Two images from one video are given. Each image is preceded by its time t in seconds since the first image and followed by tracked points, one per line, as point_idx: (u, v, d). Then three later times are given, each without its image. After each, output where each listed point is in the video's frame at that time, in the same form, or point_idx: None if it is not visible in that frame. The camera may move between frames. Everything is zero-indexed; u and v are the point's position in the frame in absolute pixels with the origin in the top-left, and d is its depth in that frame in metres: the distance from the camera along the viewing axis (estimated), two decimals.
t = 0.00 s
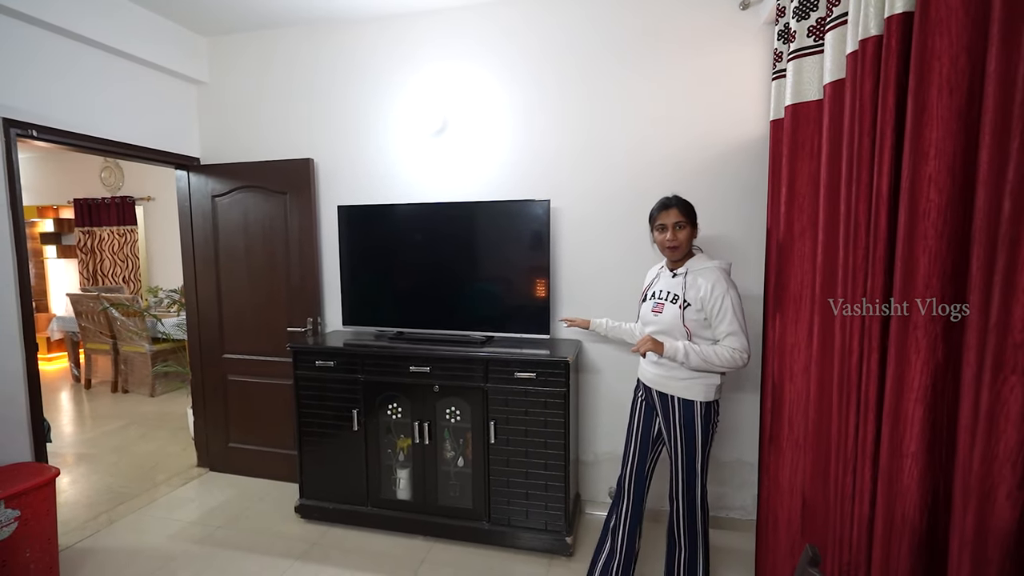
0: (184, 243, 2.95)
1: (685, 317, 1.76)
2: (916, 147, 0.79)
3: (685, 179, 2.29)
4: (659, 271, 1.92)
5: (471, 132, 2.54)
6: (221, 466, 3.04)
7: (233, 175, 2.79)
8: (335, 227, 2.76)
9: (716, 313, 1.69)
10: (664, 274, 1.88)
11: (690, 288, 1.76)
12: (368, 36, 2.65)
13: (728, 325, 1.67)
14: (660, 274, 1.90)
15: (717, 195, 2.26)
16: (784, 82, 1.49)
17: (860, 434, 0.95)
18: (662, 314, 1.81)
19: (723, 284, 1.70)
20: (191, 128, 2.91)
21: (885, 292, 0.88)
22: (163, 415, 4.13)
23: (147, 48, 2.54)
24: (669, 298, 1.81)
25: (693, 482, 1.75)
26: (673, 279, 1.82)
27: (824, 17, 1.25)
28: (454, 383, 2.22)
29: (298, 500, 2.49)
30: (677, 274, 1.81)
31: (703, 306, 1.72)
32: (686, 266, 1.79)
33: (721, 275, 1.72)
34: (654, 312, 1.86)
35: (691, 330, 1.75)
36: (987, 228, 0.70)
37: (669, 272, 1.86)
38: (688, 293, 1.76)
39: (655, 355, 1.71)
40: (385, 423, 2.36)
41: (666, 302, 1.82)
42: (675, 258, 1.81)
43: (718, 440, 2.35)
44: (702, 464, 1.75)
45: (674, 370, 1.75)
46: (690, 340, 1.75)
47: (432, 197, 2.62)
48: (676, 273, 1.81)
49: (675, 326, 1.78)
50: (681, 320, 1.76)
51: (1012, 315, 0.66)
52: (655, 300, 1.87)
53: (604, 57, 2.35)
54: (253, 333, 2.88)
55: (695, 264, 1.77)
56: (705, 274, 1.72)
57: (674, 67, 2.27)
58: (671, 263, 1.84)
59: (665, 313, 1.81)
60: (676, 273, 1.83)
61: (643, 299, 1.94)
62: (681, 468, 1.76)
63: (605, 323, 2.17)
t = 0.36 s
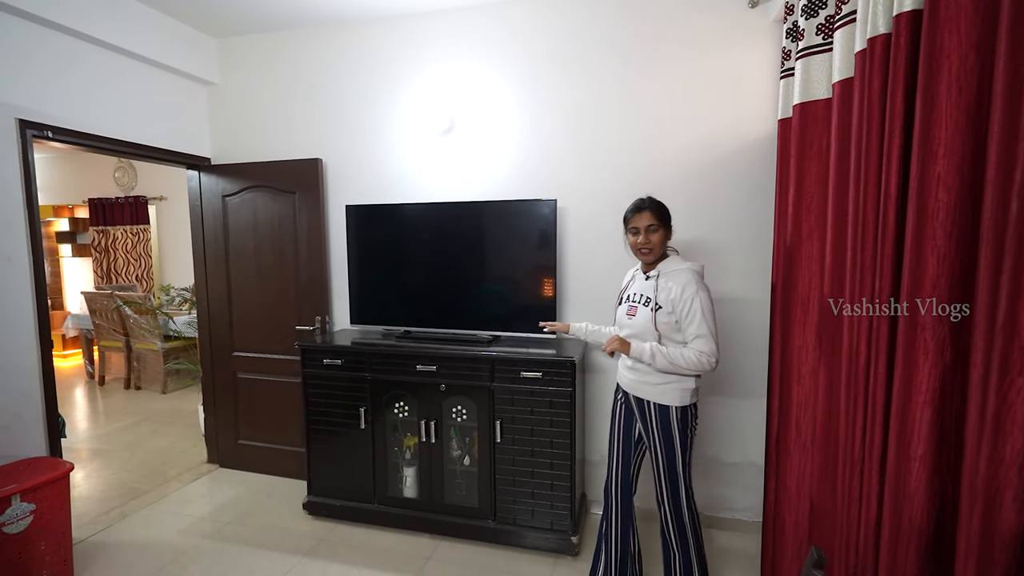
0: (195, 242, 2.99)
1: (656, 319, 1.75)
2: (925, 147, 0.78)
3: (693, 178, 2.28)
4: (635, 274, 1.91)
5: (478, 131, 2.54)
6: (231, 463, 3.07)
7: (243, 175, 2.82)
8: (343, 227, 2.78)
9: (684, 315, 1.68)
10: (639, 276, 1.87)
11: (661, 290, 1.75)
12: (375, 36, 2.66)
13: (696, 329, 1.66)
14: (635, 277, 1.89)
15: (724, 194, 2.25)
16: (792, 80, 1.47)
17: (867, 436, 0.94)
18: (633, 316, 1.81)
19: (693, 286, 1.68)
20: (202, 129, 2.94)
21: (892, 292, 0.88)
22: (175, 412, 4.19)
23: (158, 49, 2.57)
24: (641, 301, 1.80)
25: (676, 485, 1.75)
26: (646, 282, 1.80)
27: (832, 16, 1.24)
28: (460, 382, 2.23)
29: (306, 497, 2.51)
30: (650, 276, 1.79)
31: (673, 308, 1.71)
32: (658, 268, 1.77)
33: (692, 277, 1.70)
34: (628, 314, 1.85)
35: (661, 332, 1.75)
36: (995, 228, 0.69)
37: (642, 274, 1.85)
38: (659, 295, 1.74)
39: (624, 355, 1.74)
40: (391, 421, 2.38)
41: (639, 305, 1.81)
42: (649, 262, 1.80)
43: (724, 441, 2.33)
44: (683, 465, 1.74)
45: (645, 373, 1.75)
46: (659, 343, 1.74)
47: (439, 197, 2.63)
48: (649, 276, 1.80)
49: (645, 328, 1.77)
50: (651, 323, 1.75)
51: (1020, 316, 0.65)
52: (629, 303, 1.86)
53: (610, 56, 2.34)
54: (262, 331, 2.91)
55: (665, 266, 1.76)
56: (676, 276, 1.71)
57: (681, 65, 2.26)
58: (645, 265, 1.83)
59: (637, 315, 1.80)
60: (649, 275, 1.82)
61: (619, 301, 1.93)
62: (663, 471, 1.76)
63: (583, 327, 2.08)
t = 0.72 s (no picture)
0: (203, 242, 3.01)
1: (615, 320, 1.72)
2: (943, 144, 0.76)
3: (701, 177, 2.25)
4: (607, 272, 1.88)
5: (484, 131, 2.53)
6: (239, 461, 3.09)
7: (251, 175, 2.84)
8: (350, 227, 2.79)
9: (642, 319, 1.63)
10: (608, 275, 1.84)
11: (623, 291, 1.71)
12: (382, 36, 2.66)
13: (652, 334, 1.61)
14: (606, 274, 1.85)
15: (733, 194, 2.22)
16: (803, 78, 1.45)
17: (881, 439, 0.92)
18: (596, 314, 1.80)
19: (653, 289, 1.62)
20: (210, 130, 2.96)
21: (907, 293, 0.86)
22: (184, 410, 4.23)
23: (167, 51, 2.59)
24: (606, 301, 1.77)
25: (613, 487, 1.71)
26: (612, 281, 1.77)
27: (845, 11, 1.21)
28: (466, 382, 2.22)
29: (313, 496, 2.52)
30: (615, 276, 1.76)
31: (631, 311, 1.67)
32: (624, 268, 1.71)
33: (653, 280, 1.64)
34: (593, 311, 1.84)
35: (619, 334, 1.72)
36: (1016, 227, 0.67)
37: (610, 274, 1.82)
38: (620, 296, 1.70)
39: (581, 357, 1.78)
40: (397, 422, 2.37)
41: (602, 304, 1.79)
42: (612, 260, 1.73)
43: (733, 443, 2.31)
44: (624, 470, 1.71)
45: (601, 375, 1.73)
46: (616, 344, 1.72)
47: (445, 197, 2.62)
48: (614, 275, 1.77)
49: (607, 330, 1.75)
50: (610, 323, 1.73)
51: None
52: (596, 300, 1.85)
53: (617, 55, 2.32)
54: (269, 331, 2.93)
55: (629, 266, 1.69)
56: (638, 278, 1.66)
57: (689, 63, 2.23)
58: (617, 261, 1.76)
59: (601, 316, 1.78)
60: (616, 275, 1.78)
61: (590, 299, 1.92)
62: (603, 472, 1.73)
63: (558, 318, 2.10)
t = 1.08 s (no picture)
0: (214, 241, 3.02)
1: (585, 323, 1.63)
2: (986, 136, 0.74)
3: (717, 175, 2.20)
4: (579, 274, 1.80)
5: (493, 128, 2.50)
6: (249, 460, 3.10)
7: (261, 174, 2.84)
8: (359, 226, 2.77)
9: (616, 323, 1.53)
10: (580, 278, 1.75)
11: (593, 293, 1.62)
12: (392, 34, 2.64)
13: (629, 339, 1.51)
14: (579, 272, 1.77)
15: (748, 191, 2.16)
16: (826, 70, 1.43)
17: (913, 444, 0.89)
18: (567, 317, 1.72)
19: (622, 289, 1.54)
20: (221, 129, 2.97)
21: (942, 292, 0.82)
22: (197, 408, 4.26)
23: (178, 50, 2.60)
24: (578, 305, 1.68)
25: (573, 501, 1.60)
26: (583, 282, 1.68)
27: None
28: (475, 383, 2.19)
29: (322, 496, 2.51)
30: (585, 276, 1.67)
31: (602, 313, 1.58)
32: (593, 270, 1.63)
33: (624, 279, 1.56)
34: (565, 314, 1.76)
35: (591, 338, 1.62)
36: None
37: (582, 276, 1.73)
38: (592, 299, 1.61)
39: (559, 378, 1.59)
40: (405, 422, 2.35)
41: (574, 306, 1.71)
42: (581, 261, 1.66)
43: (749, 448, 2.25)
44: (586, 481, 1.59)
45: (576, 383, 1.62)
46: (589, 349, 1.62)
47: (454, 196, 2.60)
48: (584, 276, 1.68)
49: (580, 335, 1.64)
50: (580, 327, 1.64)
51: None
52: (568, 302, 1.76)
53: (629, 51, 2.28)
54: (279, 330, 2.93)
55: (597, 268, 1.61)
56: (607, 279, 1.57)
57: (704, 58, 2.18)
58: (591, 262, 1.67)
59: (573, 320, 1.68)
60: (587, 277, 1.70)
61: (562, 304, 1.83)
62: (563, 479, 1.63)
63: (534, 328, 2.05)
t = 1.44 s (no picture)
0: (234, 240, 3.04)
1: (534, 323, 1.55)
2: None
3: (744, 169, 2.10)
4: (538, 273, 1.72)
5: (511, 123, 2.44)
6: (268, 457, 3.11)
7: (279, 172, 2.84)
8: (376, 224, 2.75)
9: (563, 323, 1.46)
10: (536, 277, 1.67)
11: (542, 291, 1.54)
12: (408, 29, 2.61)
13: (576, 340, 1.43)
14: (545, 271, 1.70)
15: (778, 185, 2.06)
16: (868, 52, 1.46)
17: (975, 456, 0.82)
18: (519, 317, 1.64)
19: (570, 288, 1.46)
20: (241, 128, 2.98)
21: (1014, 289, 0.74)
22: (219, 405, 4.32)
23: (198, 49, 2.61)
24: (530, 304, 1.61)
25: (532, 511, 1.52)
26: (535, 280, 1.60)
27: None
28: (492, 384, 2.14)
29: (338, 495, 2.49)
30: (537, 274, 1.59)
31: (549, 313, 1.50)
32: (547, 266, 1.56)
33: (574, 277, 1.48)
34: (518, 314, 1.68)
35: (539, 339, 1.54)
36: None
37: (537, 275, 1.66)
38: (541, 298, 1.53)
39: (499, 381, 1.48)
40: (421, 423, 2.32)
41: (525, 306, 1.63)
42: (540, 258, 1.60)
43: (777, 455, 2.15)
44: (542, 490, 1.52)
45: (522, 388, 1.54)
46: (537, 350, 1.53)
47: (471, 193, 2.55)
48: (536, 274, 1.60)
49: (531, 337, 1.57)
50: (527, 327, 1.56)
51: None
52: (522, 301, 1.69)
53: (652, 41, 2.19)
54: (297, 328, 2.93)
55: (550, 265, 1.54)
56: (556, 277, 1.49)
57: (730, 46, 2.08)
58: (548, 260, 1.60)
59: (524, 320, 1.61)
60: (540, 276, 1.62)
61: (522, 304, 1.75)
62: (519, 496, 1.57)
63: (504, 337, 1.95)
